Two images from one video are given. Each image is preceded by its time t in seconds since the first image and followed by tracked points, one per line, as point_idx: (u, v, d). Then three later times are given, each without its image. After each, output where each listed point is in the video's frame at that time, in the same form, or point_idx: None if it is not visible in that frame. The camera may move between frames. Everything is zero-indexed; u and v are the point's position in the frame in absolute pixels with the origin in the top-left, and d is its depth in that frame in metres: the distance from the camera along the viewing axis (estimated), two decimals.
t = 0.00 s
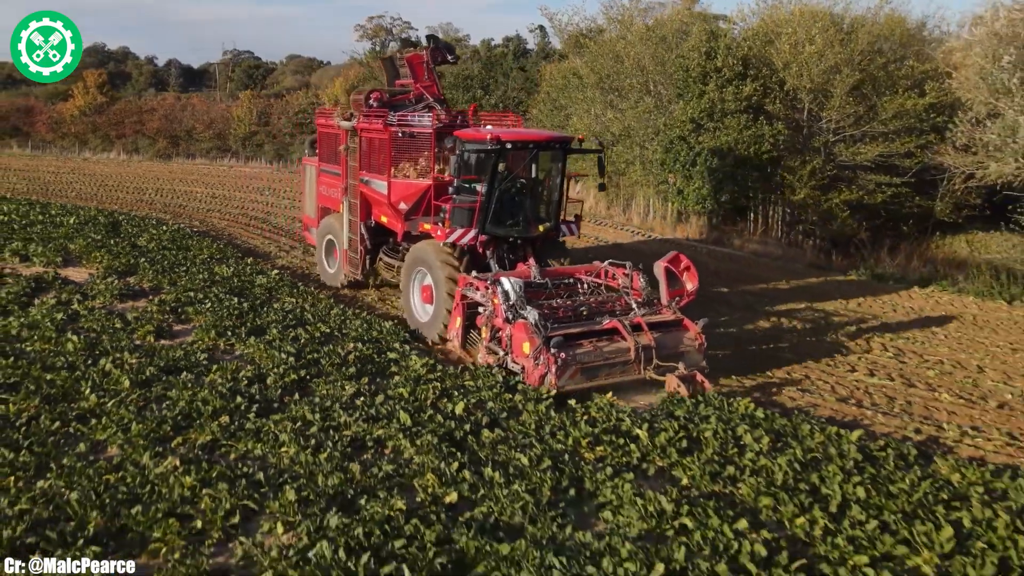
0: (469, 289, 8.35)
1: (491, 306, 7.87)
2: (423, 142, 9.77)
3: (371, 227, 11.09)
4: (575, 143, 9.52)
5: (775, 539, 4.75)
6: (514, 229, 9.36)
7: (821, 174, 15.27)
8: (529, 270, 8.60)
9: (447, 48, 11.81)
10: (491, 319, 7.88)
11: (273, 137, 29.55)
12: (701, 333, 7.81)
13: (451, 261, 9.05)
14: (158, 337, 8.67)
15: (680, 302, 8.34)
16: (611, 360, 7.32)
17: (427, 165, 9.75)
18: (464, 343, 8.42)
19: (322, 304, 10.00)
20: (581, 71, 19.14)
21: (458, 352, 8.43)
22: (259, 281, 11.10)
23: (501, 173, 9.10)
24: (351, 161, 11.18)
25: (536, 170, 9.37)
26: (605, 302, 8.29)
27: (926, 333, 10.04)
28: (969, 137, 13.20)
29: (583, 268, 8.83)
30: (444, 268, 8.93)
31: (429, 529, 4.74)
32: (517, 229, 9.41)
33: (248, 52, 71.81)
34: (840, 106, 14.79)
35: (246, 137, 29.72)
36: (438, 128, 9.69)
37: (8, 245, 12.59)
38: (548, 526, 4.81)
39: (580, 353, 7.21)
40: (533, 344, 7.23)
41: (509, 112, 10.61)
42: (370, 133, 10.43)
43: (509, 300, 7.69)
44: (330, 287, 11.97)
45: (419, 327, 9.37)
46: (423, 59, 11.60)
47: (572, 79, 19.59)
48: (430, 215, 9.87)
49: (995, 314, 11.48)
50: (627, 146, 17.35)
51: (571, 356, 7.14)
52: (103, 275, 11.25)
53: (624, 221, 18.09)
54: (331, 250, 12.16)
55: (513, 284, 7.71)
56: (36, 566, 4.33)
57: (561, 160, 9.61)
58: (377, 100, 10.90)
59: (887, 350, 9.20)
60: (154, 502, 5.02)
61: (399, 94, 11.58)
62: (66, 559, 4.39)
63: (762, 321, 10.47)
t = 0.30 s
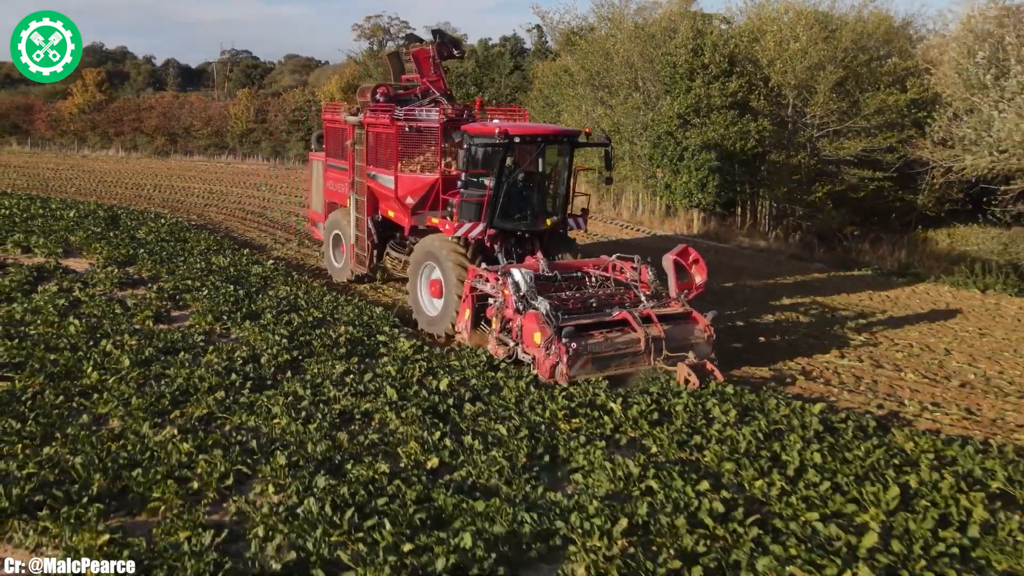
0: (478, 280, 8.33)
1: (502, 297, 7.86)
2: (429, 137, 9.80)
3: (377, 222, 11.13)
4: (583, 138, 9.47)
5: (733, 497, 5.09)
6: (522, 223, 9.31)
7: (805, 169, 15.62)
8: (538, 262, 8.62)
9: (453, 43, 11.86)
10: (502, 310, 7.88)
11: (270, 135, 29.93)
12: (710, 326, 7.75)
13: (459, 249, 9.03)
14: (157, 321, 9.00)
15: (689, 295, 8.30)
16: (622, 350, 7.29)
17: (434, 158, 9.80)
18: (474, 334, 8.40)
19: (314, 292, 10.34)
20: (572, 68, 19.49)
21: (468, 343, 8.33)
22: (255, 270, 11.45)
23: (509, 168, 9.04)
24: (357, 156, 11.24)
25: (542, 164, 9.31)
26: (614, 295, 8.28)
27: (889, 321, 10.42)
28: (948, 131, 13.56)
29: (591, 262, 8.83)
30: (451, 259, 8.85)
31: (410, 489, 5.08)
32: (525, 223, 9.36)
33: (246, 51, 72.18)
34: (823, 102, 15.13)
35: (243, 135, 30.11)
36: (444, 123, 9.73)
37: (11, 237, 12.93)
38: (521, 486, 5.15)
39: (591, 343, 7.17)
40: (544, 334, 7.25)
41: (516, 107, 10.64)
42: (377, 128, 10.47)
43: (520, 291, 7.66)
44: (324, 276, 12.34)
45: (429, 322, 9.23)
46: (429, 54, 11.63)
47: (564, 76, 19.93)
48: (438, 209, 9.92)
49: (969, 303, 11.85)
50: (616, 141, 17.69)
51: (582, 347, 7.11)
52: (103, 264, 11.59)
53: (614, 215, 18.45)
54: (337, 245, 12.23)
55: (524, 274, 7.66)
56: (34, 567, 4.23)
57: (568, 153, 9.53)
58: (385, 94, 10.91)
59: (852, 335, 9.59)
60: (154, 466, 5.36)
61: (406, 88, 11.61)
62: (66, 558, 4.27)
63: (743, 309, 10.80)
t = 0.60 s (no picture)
0: (488, 277, 8.30)
1: (515, 293, 7.81)
2: (437, 134, 9.74)
3: (383, 219, 11.13)
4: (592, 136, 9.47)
5: (696, 470, 5.40)
6: (532, 221, 9.28)
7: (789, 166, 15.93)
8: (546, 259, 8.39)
9: (460, 41, 11.74)
10: (514, 306, 7.83)
11: (264, 134, 30.22)
12: (721, 323, 7.77)
13: (467, 248, 9.00)
14: (152, 311, 9.28)
15: (699, 291, 8.14)
16: (636, 345, 7.30)
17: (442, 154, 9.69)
18: (485, 331, 8.38)
19: (304, 284, 10.63)
20: (561, 67, 19.78)
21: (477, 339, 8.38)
22: (247, 263, 11.74)
23: (520, 165, 9.01)
24: (364, 153, 11.23)
25: (551, 162, 9.28)
26: (624, 291, 8.10)
27: (861, 314, 10.75)
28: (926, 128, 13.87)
29: (599, 260, 8.64)
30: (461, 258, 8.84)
31: (391, 462, 5.38)
32: (535, 221, 9.34)
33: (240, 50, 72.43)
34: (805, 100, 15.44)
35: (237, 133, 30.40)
36: (453, 120, 9.65)
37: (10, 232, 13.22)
38: (496, 460, 5.46)
39: (606, 339, 7.18)
40: (559, 330, 7.21)
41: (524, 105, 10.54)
42: (384, 125, 10.44)
43: (533, 287, 7.61)
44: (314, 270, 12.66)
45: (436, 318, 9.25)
46: (436, 52, 11.51)
47: (554, 74, 20.23)
48: (446, 206, 9.83)
49: (944, 297, 12.17)
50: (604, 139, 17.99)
51: (597, 342, 7.11)
52: (100, 258, 11.89)
53: (602, 211, 18.76)
54: (343, 242, 12.31)
55: (537, 270, 7.61)
56: (36, 565, 4.25)
57: (578, 151, 9.52)
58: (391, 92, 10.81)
59: (823, 324, 9.93)
60: (150, 442, 5.65)
61: (413, 86, 11.49)
62: (68, 559, 4.29)
63: (725, 302, 11.08)
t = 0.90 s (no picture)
0: (498, 288, 8.21)
1: (527, 304, 7.70)
2: (442, 142, 9.80)
3: (388, 228, 11.25)
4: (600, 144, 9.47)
5: (664, 460, 5.64)
6: (540, 229, 9.27)
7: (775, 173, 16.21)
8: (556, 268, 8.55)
9: (464, 49, 11.85)
10: (526, 317, 7.72)
11: (260, 142, 30.51)
12: (734, 328, 7.64)
13: (474, 257, 8.94)
14: (147, 314, 9.52)
15: (710, 297, 8.29)
16: (652, 354, 7.17)
17: (447, 163, 9.78)
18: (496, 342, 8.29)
19: (295, 287, 10.87)
20: (552, 76, 20.07)
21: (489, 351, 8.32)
22: (240, 268, 11.99)
23: (528, 174, 9.00)
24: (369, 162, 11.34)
25: (559, 170, 9.27)
26: (634, 299, 8.22)
27: (843, 317, 10.98)
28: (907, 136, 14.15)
29: (608, 267, 8.78)
30: (466, 264, 8.81)
31: (373, 453, 5.62)
32: (543, 230, 9.32)
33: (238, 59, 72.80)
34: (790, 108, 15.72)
35: (234, 142, 30.67)
36: (458, 128, 9.70)
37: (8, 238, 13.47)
38: (474, 451, 5.69)
39: (621, 348, 7.06)
40: (574, 340, 7.13)
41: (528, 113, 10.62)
42: (389, 133, 10.54)
43: (545, 297, 7.50)
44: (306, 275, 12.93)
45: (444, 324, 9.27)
46: (439, 60, 11.62)
47: (546, 83, 20.53)
48: (452, 215, 9.90)
49: (923, 301, 12.43)
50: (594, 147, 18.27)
51: (612, 352, 6.98)
52: (97, 262, 12.14)
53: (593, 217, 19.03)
54: (346, 251, 12.39)
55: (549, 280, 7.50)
56: (35, 564, 4.32)
57: (586, 160, 9.49)
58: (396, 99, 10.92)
59: (802, 326, 10.17)
60: (142, 435, 5.88)
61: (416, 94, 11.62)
62: (67, 559, 4.36)
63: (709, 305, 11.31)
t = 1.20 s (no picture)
0: (511, 313, 8.23)
1: (540, 330, 7.68)
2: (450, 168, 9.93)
3: (395, 255, 11.36)
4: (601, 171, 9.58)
5: (639, 473, 5.81)
6: (550, 255, 9.29)
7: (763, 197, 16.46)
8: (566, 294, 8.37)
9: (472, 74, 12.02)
10: (540, 343, 7.71)
11: (257, 167, 30.81)
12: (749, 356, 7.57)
13: (485, 284, 9.01)
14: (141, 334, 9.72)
15: (724, 325, 8.12)
16: (667, 382, 7.11)
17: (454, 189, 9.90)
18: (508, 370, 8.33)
19: (286, 308, 11.07)
20: (545, 102, 20.37)
21: (500, 379, 8.34)
22: (233, 290, 12.19)
23: (538, 199, 9.03)
24: (376, 188, 11.48)
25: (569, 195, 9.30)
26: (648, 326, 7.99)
27: (829, 340, 11.14)
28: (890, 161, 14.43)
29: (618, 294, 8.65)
30: (477, 292, 8.89)
31: (355, 466, 5.80)
32: (553, 255, 9.33)
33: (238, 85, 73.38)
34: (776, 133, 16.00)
35: (232, 167, 30.98)
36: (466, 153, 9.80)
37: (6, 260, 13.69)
38: (454, 466, 5.87)
39: (637, 376, 7.00)
40: (588, 367, 7.10)
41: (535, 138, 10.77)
42: (397, 159, 10.68)
43: (558, 323, 7.50)
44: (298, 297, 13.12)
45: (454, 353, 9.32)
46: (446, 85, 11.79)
47: (539, 108, 20.83)
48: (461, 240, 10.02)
49: (905, 323, 12.64)
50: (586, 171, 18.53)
51: (628, 379, 6.94)
52: (92, 284, 12.34)
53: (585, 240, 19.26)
54: (353, 278, 12.47)
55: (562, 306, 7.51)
56: (37, 565, 4.51)
57: (595, 185, 9.53)
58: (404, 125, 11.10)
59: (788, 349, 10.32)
60: (132, 449, 6.07)
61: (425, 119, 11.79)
62: (67, 559, 4.52)
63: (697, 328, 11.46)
